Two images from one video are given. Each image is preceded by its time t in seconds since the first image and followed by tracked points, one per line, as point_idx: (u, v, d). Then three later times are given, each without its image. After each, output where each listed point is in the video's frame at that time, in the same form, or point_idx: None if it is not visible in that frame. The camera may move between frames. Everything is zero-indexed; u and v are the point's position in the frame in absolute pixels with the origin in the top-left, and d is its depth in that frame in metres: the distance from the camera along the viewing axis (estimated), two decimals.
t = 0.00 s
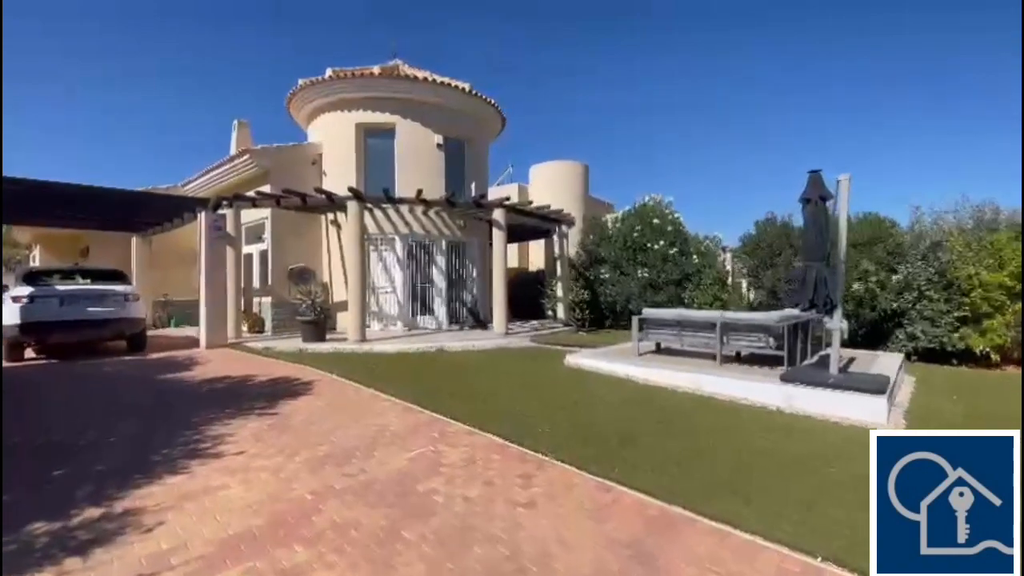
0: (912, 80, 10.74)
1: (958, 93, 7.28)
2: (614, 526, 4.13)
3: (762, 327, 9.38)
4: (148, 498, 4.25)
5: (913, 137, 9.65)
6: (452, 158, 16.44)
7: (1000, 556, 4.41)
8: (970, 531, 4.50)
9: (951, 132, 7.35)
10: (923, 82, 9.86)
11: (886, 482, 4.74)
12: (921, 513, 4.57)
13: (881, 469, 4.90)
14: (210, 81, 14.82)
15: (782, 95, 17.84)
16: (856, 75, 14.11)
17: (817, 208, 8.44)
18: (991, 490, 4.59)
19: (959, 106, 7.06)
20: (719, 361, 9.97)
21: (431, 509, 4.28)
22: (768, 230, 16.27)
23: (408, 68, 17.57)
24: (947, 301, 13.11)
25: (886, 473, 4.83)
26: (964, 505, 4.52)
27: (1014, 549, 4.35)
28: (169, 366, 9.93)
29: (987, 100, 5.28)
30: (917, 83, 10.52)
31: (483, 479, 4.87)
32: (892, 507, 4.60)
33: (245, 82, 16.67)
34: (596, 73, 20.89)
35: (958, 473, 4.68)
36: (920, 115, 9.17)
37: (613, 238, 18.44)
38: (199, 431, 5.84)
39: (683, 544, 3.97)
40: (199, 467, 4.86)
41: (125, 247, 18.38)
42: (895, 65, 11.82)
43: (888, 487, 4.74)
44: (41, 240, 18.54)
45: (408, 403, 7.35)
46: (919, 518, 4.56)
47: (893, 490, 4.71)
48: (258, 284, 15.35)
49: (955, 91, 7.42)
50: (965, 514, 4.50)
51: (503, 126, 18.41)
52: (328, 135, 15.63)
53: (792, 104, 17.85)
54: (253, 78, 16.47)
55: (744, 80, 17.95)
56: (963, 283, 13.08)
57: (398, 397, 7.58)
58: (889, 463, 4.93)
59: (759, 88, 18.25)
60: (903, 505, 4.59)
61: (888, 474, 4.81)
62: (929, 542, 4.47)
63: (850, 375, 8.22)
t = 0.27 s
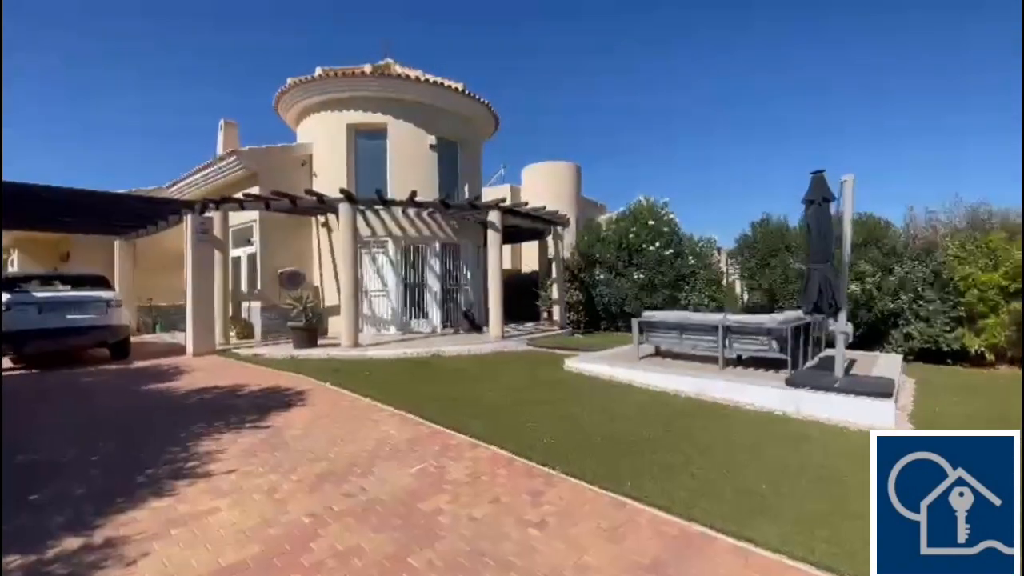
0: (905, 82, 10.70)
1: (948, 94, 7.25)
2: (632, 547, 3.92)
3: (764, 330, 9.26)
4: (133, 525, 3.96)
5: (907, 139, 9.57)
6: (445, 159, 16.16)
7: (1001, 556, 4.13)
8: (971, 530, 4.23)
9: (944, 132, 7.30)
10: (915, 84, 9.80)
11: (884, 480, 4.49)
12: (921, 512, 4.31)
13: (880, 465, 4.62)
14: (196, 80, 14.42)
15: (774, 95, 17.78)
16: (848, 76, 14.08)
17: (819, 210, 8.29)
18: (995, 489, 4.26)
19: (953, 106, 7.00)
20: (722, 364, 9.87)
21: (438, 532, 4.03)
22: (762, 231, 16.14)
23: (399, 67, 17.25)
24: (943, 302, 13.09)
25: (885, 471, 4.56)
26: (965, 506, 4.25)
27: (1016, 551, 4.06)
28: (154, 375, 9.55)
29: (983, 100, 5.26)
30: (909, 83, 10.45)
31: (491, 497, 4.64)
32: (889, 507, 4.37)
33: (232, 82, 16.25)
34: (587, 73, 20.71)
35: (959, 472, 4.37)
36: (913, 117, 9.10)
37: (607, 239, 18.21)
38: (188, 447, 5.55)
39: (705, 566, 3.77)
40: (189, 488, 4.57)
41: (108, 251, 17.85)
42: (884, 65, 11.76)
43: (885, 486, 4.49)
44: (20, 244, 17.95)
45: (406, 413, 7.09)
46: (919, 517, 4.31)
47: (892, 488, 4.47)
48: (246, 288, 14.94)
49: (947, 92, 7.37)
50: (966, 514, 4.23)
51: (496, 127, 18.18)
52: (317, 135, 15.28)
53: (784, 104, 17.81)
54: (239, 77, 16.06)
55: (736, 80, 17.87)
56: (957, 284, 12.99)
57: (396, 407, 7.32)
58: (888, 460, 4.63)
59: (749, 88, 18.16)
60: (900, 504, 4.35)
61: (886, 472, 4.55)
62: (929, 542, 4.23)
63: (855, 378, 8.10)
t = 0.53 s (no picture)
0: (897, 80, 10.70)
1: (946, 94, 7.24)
2: (649, 558, 3.77)
3: (765, 328, 9.20)
4: (119, 542, 3.70)
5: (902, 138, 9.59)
6: (437, 157, 15.91)
7: (1000, 556, 3.94)
8: (971, 530, 4.06)
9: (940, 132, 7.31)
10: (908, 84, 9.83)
11: (884, 479, 4.34)
12: (921, 512, 4.14)
13: (880, 466, 4.48)
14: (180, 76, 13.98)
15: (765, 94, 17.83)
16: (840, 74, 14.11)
17: (820, 207, 8.24)
18: (995, 488, 4.11)
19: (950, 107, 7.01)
20: (721, 363, 9.77)
21: (445, 544, 3.84)
22: (757, 230, 16.21)
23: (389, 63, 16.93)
24: (936, 298, 13.19)
25: (885, 471, 4.43)
26: (966, 505, 4.08)
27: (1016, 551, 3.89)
28: (139, 380, 9.19)
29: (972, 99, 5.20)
30: (902, 81, 10.44)
31: (499, 505, 4.45)
32: (889, 507, 4.18)
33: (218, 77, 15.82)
34: (579, 70, 20.58)
35: (959, 472, 4.22)
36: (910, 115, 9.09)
37: (601, 237, 18.01)
38: (177, 457, 5.28)
39: None
40: (178, 501, 4.31)
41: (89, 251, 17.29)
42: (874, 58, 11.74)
43: (885, 485, 4.33)
44: None
45: (403, 417, 6.86)
46: (919, 517, 4.13)
47: (892, 488, 4.30)
48: (233, 289, 14.56)
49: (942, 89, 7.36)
50: (965, 514, 4.07)
51: (489, 125, 17.98)
52: (306, 132, 14.92)
53: (776, 102, 17.87)
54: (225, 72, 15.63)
55: (727, 79, 17.86)
56: (949, 280, 13.06)
57: (393, 410, 7.09)
58: (888, 460, 4.51)
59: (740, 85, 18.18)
60: (900, 504, 4.18)
61: (886, 472, 4.40)
62: (928, 543, 4.07)
63: (857, 376, 8.05)
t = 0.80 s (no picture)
0: (886, 74, 10.68)
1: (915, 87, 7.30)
2: (671, 564, 3.62)
3: (764, 323, 9.16)
4: (106, 561, 3.43)
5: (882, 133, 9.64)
6: (427, 151, 15.60)
7: (1001, 556, 3.68)
8: (972, 530, 3.79)
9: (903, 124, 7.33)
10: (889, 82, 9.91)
11: (884, 480, 4.05)
12: (921, 512, 3.89)
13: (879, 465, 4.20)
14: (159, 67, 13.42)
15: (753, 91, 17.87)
16: (828, 73, 14.20)
17: (820, 200, 8.21)
18: (997, 487, 3.79)
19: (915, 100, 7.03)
20: (720, 358, 9.72)
21: (458, 554, 3.64)
22: (747, 225, 16.15)
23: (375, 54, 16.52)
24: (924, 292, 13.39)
25: (884, 470, 4.13)
26: (965, 506, 3.79)
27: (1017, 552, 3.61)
28: (120, 383, 8.79)
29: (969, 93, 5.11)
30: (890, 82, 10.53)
31: (511, 511, 4.27)
32: (888, 508, 3.95)
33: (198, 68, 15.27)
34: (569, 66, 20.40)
35: (960, 471, 3.89)
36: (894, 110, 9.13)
37: (592, 233, 17.72)
38: (166, 465, 4.99)
39: None
40: (170, 514, 4.04)
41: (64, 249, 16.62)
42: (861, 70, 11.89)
43: (884, 486, 4.05)
44: None
45: (402, 418, 6.61)
46: (919, 517, 3.89)
47: (891, 488, 4.03)
48: (217, 288, 14.09)
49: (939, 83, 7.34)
50: (966, 514, 3.80)
51: (478, 119, 17.71)
52: (291, 126, 14.48)
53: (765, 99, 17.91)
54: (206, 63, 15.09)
55: (716, 75, 17.84)
56: (938, 274, 13.33)
57: (391, 411, 6.84)
58: (887, 460, 4.18)
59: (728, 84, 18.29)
60: (900, 506, 3.92)
61: (886, 472, 4.10)
62: (929, 543, 3.83)
63: (857, 370, 8.04)
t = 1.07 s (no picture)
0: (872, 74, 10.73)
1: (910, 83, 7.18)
2: None
3: (758, 320, 9.10)
4: None
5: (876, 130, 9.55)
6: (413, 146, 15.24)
7: (1000, 556, 3.59)
8: (972, 530, 3.70)
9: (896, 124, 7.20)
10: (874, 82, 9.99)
11: (883, 479, 3.95)
12: (921, 512, 3.79)
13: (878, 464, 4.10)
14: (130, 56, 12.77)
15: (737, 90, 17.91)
16: (815, 71, 14.26)
17: (816, 196, 8.17)
18: (997, 487, 3.69)
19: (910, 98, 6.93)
20: (714, 355, 9.68)
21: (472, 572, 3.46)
22: (733, 222, 16.28)
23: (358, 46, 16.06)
24: (908, 286, 13.56)
25: (885, 471, 4.02)
26: (967, 505, 3.69)
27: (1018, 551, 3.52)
28: (95, 389, 8.33)
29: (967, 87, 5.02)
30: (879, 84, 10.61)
31: (522, 522, 4.10)
32: (888, 506, 3.85)
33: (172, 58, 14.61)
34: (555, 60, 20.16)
35: (960, 471, 3.80)
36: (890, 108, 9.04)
37: (580, 229, 17.48)
38: (150, 480, 4.68)
39: None
40: (157, 535, 3.76)
41: (30, 247, 15.82)
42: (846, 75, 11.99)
43: (885, 486, 3.94)
44: None
45: (397, 423, 6.38)
46: (919, 517, 3.79)
47: (890, 487, 3.93)
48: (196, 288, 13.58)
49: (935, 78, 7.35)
50: (966, 514, 3.72)
51: (464, 112, 17.39)
52: (272, 119, 13.97)
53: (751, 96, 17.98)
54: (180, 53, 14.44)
55: (701, 75, 17.82)
56: (921, 269, 13.43)
57: (386, 415, 6.61)
58: (887, 460, 4.09)
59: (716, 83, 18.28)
60: (901, 505, 3.81)
61: (886, 472, 3.99)
62: (928, 543, 3.74)
63: (852, 367, 8.08)
